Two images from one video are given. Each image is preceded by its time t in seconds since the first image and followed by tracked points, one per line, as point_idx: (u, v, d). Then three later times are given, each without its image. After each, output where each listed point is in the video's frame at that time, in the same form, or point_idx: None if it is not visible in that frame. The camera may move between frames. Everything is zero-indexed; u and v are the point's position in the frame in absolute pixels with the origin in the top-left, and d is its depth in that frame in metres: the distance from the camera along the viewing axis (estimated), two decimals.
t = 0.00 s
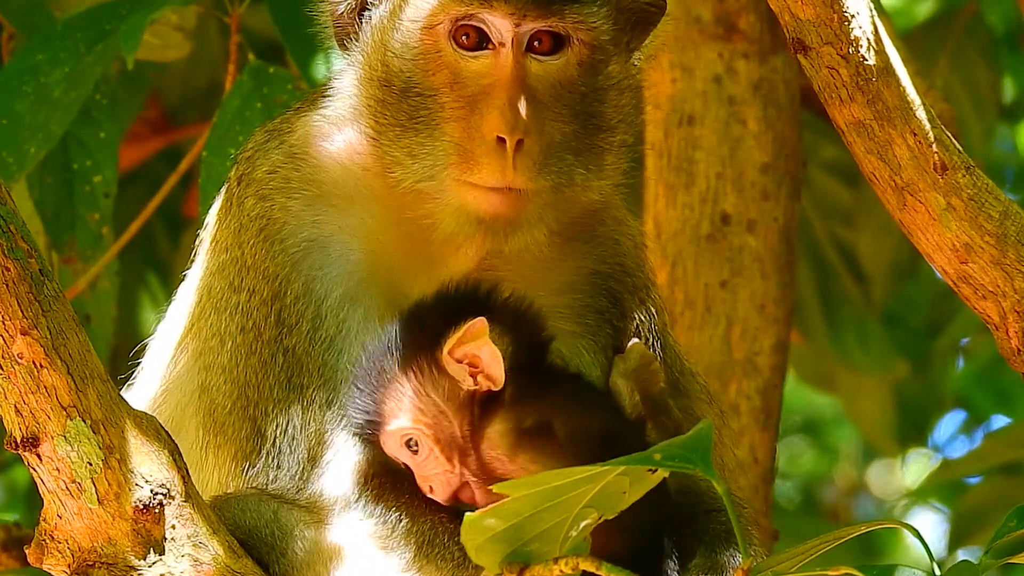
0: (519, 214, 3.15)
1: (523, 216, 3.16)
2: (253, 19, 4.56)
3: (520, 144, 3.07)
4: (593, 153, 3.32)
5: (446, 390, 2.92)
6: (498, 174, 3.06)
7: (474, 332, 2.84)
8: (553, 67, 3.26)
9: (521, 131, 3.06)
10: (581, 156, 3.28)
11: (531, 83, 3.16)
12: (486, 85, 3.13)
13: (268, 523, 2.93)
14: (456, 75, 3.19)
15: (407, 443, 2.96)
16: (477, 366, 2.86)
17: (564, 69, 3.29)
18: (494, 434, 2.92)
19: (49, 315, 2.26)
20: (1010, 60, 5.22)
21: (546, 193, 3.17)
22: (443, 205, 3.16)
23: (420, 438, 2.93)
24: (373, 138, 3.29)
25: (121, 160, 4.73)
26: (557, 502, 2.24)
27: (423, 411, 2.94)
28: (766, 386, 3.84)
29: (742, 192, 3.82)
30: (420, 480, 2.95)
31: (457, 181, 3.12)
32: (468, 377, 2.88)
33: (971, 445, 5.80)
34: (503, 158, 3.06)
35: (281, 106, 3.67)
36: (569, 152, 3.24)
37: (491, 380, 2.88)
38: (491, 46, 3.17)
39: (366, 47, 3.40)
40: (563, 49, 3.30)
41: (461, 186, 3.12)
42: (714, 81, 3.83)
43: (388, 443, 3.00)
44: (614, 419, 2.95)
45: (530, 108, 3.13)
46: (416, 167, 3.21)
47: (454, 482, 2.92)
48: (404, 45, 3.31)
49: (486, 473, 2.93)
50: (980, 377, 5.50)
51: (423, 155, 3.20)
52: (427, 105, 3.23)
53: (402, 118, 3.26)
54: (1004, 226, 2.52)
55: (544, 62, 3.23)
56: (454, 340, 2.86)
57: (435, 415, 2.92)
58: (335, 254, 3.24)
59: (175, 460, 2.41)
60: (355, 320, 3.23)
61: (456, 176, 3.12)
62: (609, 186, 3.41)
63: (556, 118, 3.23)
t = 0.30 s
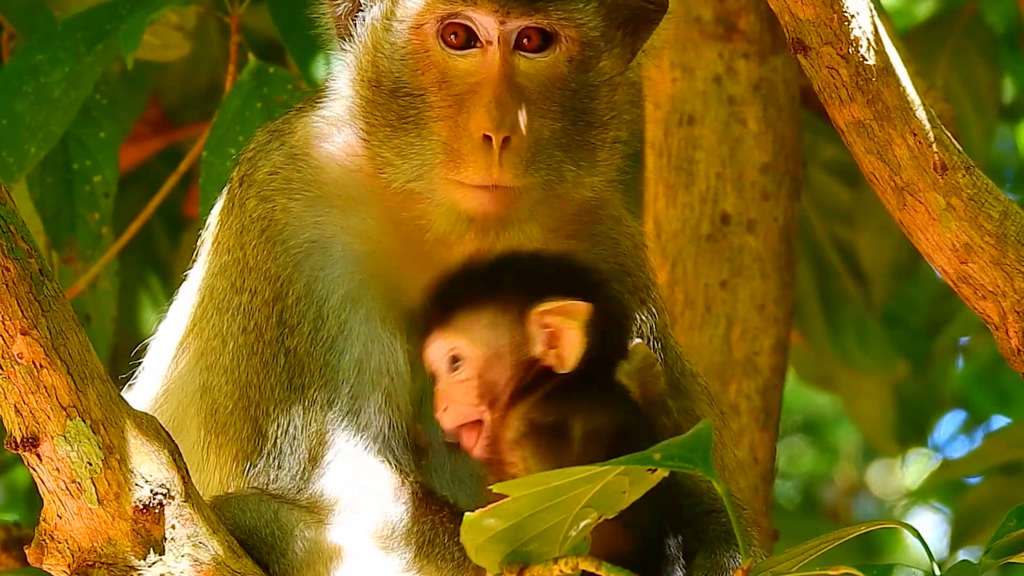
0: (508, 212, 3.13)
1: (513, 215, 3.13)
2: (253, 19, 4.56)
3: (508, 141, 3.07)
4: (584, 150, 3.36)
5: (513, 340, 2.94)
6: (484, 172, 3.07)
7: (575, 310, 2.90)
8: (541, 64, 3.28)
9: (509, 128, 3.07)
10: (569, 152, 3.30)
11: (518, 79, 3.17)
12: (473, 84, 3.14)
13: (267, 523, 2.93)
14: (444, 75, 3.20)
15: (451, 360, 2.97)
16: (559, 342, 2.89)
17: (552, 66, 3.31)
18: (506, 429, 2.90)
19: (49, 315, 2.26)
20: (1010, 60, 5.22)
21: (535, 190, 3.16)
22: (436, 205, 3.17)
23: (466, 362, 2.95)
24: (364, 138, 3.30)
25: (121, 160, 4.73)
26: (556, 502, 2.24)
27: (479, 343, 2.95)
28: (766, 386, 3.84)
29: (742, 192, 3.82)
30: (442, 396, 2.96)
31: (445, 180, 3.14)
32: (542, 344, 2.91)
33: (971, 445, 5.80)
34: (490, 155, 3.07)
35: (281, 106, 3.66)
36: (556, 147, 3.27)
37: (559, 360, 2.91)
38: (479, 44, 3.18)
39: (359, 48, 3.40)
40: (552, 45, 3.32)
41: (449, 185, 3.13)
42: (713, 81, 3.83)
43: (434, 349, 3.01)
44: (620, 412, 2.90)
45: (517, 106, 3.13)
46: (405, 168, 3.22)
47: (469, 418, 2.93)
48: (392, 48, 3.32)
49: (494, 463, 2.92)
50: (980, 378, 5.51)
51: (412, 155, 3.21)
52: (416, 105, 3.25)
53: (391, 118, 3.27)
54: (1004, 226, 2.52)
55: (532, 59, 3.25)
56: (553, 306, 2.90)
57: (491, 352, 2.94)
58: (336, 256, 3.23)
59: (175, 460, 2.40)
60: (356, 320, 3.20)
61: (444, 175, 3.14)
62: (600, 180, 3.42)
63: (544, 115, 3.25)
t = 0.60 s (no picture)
0: (502, 213, 3.18)
1: (507, 216, 3.19)
2: (253, 19, 4.55)
3: (494, 141, 3.09)
4: (577, 147, 3.37)
5: (590, 321, 2.98)
6: (473, 172, 3.10)
7: (663, 322, 2.90)
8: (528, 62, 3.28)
9: (496, 126, 3.09)
10: (558, 149, 3.31)
11: (506, 78, 3.18)
12: (460, 85, 3.17)
13: (268, 521, 2.96)
14: (432, 75, 3.23)
15: (533, 310, 3.02)
16: (634, 341, 2.92)
17: (540, 64, 3.30)
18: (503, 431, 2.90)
19: (49, 314, 2.26)
20: (1010, 60, 5.22)
21: (527, 189, 3.19)
22: (431, 207, 3.20)
23: (544, 318, 2.99)
24: (356, 138, 3.31)
25: (121, 160, 4.73)
26: (556, 502, 2.24)
27: (564, 309, 2.98)
28: (766, 386, 3.85)
29: (742, 192, 3.82)
30: (510, 337, 3.01)
31: (434, 180, 3.17)
32: (619, 337, 2.94)
33: (971, 445, 5.80)
34: (477, 154, 3.09)
35: (281, 106, 3.66)
36: (543, 144, 3.27)
37: (625, 360, 2.93)
38: (467, 43, 3.21)
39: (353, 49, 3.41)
40: (541, 43, 3.31)
41: (439, 185, 3.16)
42: (713, 81, 3.84)
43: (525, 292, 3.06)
44: (636, 410, 2.92)
45: (505, 104, 3.13)
46: (397, 170, 3.24)
47: (518, 368, 2.96)
48: (380, 52, 3.35)
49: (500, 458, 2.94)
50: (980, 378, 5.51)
51: (404, 155, 3.23)
52: (405, 107, 3.26)
53: (380, 121, 3.29)
54: (1004, 226, 2.52)
55: (519, 57, 3.24)
56: (644, 307, 2.92)
57: (569, 321, 2.97)
58: (340, 257, 3.23)
59: (175, 460, 2.40)
60: (360, 321, 3.19)
61: (435, 174, 3.16)
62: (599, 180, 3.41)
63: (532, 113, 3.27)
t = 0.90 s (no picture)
0: (496, 211, 3.21)
1: (502, 215, 3.24)
2: (253, 19, 4.55)
3: (487, 137, 3.10)
4: (572, 144, 3.38)
5: (603, 330, 2.96)
6: (465, 169, 3.11)
7: (680, 336, 2.92)
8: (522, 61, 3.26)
9: (488, 124, 3.09)
10: (553, 147, 3.33)
11: (499, 76, 3.17)
12: (453, 84, 3.17)
13: (269, 521, 2.95)
14: (425, 75, 3.23)
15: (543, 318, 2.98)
16: (650, 353, 2.93)
17: (533, 61, 3.29)
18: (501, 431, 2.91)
19: (49, 315, 2.26)
20: (1010, 60, 5.21)
21: (522, 186, 3.23)
22: (426, 206, 3.22)
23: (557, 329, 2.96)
24: (353, 138, 3.32)
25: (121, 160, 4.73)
26: (556, 502, 2.24)
27: (579, 320, 2.96)
28: (766, 386, 3.85)
29: (742, 192, 3.82)
30: (517, 344, 2.97)
31: (429, 179, 3.18)
32: (633, 348, 2.94)
33: (971, 445, 5.80)
34: (470, 152, 3.10)
35: (281, 107, 3.65)
36: (538, 142, 3.28)
37: (639, 370, 2.95)
38: (459, 42, 3.21)
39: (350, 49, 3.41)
40: (534, 41, 3.30)
41: (437, 184, 3.16)
42: (714, 81, 3.84)
43: (532, 299, 3.00)
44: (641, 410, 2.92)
45: (498, 102, 3.13)
46: (393, 171, 3.25)
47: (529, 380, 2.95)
48: (377, 52, 3.35)
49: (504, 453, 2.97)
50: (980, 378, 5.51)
51: (402, 154, 3.24)
52: (400, 106, 3.27)
53: (376, 120, 3.30)
54: (1004, 226, 2.52)
55: (512, 55, 3.23)
56: (662, 321, 2.93)
57: (584, 333, 2.95)
58: (342, 257, 3.23)
59: (175, 460, 2.40)
60: (363, 321, 3.19)
61: (430, 173, 3.17)
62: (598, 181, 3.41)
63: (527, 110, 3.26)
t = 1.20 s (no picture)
0: (494, 205, 3.17)
1: (499, 207, 3.19)
2: (253, 19, 4.55)
3: (481, 131, 3.09)
4: (567, 138, 3.37)
5: (574, 339, 3.04)
6: (460, 164, 3.10)
7: (639, 311, 3.00)
8: (515, 56, 3.26)
9: (483, 118, 3.09)
10: (550, 141, 3.32)
11: (493, 71, 3.17)
12: (448, 79, 3.16)
13: (268, 521, 2.95)
14: (420, 71, 3.22)
15: (510, 350, 3.04)
16: (620, 340, 2.99)
17: (527, 56, 3.29)
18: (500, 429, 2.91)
19: (49, 315, 2.26)
20: (1010, 60, 5.21)
21: (519, 179, 3.19)
22: (422, 203, 3.21)
23: (527, 354, 3.03)
24: (349, 136, 3.31)
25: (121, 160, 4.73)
26: (556, 502, 2.24)
27: (546, 340, 3.04)
28: (766, 386, 3.85)
29: (742, 192, 3.82)
30: (493, 385, 3.01)
31: (426, 175, 3.17)
32: (604, 344, 3.01)
33: (970, 445, 5.80)
34: (466, 147, 3.09)
35: (281, 106, 3.65)
36: (536, 137, 3.28)
37: (618, 361, 3.01)
38: (453, 38, 3.20)
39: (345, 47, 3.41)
40: (527, 35, 3.30)
41: (433, 180, 3.15)
42: (714, 81, 3.84)
43: (490, 332, 3.04)
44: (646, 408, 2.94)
45: (493, 97, 3.14)
46: (389, 168, 3.23)
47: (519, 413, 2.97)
48: (371, 49, 3.35)
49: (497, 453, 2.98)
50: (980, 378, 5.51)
51: (398, 150, 3.22)
52: (393, 103, 3.26)
53: (370, 118, 3.29)
54: (1004, 226, 2.52)
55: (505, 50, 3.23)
56: (618, 306, 3.01)
57: (553, 349, 3.03)
58: (341, 257, 3.23)
59: (175, 460, 2.40)
60: (361, 321, 3.20)
61: (427, 169, 3.16)
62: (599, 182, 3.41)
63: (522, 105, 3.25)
